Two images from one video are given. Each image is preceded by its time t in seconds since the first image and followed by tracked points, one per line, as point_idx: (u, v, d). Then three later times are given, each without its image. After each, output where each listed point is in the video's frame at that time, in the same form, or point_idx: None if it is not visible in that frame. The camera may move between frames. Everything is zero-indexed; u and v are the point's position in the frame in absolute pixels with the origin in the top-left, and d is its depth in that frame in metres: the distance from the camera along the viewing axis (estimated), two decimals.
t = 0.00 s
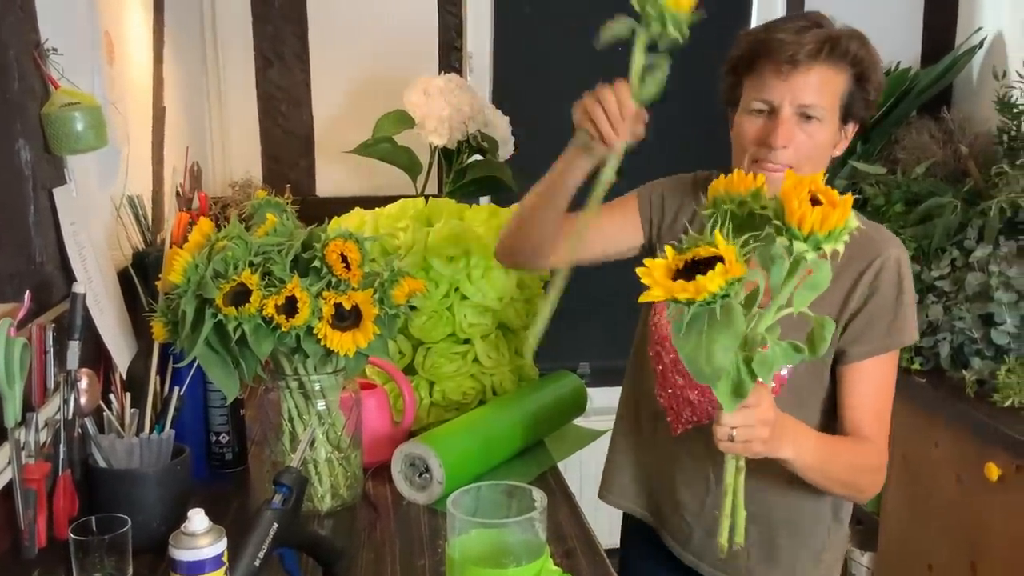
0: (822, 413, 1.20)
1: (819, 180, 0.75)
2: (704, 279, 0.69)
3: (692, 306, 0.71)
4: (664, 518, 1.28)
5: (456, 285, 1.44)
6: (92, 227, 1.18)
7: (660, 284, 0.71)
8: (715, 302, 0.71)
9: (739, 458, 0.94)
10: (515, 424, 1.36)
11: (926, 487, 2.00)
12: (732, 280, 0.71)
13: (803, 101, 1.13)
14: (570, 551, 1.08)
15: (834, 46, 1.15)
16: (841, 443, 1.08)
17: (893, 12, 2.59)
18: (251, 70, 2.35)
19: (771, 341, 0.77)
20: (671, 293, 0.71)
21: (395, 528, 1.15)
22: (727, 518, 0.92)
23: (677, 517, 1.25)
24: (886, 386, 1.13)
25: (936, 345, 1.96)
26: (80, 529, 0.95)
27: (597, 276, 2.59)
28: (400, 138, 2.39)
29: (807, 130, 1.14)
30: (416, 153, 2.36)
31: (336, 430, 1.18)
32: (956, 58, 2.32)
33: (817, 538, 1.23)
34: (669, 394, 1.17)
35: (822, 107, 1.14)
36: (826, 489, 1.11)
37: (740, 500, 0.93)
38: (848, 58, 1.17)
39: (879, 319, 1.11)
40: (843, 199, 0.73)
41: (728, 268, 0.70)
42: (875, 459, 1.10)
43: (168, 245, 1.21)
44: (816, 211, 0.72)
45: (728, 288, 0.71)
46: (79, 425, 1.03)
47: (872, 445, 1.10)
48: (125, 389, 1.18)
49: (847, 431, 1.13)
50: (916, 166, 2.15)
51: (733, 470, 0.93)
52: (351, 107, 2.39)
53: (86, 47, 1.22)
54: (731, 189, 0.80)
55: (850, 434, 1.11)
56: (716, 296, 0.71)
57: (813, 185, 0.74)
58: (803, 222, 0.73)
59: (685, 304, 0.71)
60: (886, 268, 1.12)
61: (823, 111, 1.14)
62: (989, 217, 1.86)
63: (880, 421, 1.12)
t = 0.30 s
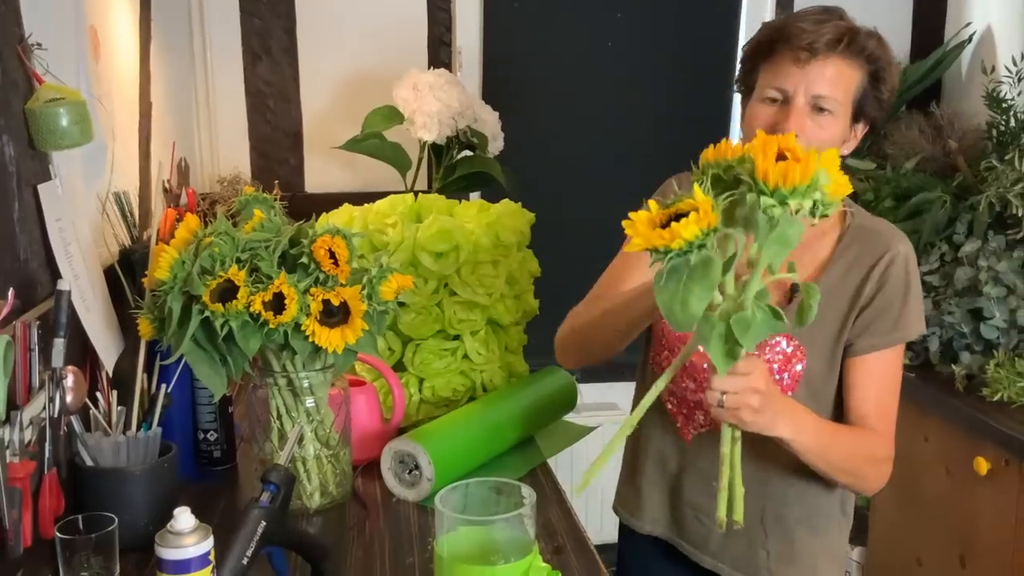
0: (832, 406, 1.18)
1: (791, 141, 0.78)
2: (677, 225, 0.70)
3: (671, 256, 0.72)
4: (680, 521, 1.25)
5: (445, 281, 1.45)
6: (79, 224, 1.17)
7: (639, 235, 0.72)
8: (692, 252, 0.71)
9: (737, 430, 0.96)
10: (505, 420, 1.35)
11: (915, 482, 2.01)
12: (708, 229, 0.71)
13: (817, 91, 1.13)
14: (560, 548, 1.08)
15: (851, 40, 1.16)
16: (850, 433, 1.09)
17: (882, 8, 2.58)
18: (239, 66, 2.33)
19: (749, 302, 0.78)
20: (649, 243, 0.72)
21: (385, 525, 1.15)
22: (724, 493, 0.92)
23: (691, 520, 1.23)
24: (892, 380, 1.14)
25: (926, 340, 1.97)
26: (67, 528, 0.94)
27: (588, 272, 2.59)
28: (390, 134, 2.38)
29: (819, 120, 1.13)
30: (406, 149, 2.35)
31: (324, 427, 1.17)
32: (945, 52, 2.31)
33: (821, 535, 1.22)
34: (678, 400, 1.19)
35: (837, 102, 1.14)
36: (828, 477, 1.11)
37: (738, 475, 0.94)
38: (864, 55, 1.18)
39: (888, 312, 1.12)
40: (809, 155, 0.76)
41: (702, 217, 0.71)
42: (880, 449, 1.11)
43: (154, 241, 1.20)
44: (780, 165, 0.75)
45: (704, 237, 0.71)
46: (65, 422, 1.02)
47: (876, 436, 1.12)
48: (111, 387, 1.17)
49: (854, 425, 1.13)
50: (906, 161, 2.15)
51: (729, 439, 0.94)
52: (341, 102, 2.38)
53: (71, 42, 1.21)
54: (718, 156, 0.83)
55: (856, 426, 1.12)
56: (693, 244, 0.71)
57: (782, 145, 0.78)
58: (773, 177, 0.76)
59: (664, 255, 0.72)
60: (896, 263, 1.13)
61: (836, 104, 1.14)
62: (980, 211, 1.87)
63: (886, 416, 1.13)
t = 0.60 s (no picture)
0: (831, 404, 1.18)
1: (796, 112, 0.80)
2: (714, 206, 0.74)
3: (705, 238, 0.75)
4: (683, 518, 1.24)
5: (439, 276, 1.44)
6: (69, 219, 1.16)
7: (670, 219, 0.75)
8: (726, 230, 0.75)
9: (731, 421, 0.99)
10: (499, 417, 1.35)
11: (908, 477, 2.02)
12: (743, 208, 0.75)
13: (821, 93, 1.13)
14: (554, 544, 1.08)
15: (859, 40, 1.15)
16: (846, 431, 1.09)
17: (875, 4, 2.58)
18: (231, 61, 2.32)
19: (755, 286, 0.82)
20: (683, 226, 0.75)
21: (378, 521, 1.14)
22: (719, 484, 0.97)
23: (694, 524, 1.23)
24: (892, 379, 1.14)
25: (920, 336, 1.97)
26: (58, 525, 0.93)
27: (581, 267, 2.58)
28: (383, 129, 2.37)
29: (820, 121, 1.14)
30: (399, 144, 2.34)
31: (317, 423, 1.17)
32: (937, 48, 2.30)
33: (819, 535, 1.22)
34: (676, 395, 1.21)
35: (843, 103, 1.14)
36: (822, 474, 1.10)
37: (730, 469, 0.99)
38: (872, 54, 1.17)
39: (889, 312, 1.12)
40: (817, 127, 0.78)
41: (737, 196, 0.74)
42: (877, 448, 1.11)
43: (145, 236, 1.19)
44: (789, 134, 0.78)
45: (738, 215, 0.75)
46: (55, 419, 1.01)
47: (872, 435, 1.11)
48: (102, 383, 1.16)
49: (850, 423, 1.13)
50: (900, 157, 2.15)
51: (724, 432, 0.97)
52: (333, 97, 2.37)
53: (62, 36, 1.21)
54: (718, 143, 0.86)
55: (853, 424, 1.12)
56: (728, 223, 0.75)
57: (790, 116, 0.80)
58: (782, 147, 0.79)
59: (697, 237, 0.75)
60: (900, 262, 1.13)
61: (841, 106, 1.14)
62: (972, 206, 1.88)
63: (884, 414, 1.13)
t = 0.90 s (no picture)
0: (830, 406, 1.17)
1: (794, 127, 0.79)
2: (690, 220, 0.74)
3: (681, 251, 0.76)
4: (683, 515, 1.25)
5: (435, 274, 1.43)
6: (63, 217, 1.16)
7: (648, 230, 0.75)
8: (703, 245, 0.76)
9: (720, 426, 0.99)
10: (496, 417, 1.35)
11: (904, 476, 2.02)
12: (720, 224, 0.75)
13: (819, 94, 1.13)
14: (550, 542, 1.07)
15: (857, 40, 1.15)
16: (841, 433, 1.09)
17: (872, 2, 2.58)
18: (227, 58, 2.31)
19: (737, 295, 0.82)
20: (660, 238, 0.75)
21: (373, 520, 1.14)
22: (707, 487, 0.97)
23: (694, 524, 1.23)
24: (890, 381, 1.13)
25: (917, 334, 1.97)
26: (52, 524, 0.93)
27: (578, 266, 2.58)
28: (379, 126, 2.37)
29: (816, 123, 1.14)
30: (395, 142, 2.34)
31: (313, 422, 1.16)
32: (934, 46, 2.30)
33: (818, 534, 1.21)
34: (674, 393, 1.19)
35: (839, 104, 1.14)
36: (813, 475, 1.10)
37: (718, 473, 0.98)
38: (870, 53, 1.17)
39: (888, 312, 1.12)
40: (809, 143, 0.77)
41: (715, 212, 0.75)
42: (872, 451, 1.11)
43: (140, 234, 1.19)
44: (778, 151, 0.77)
45: (716, 230, 0.75)
46: (49, 417, 1.01)
47: (868, 438, 1.11)
48: (96, 381, 1.16)
49: (848, 425, 1.12)
50: (896, 155, 2.15)
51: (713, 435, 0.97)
52: (329, 94, 2.36)
53: (56, 33, 1.20)
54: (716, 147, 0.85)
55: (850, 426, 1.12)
56: (704, 238, 0.75)
57: (784, 130, 0.78)
58: (771, 161, 0.78)
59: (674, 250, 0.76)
60: (901, 261, 1.13)
61: (839, 108, 1.14)
62: (970, 206, 1.88)
63: (881, 416, 1.13)
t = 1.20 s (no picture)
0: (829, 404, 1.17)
1: (755, 119, 0.81)
2: (671, 209, 0.76)
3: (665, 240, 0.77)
4: (685, 521, 1.25)
5: (434, 274, 1.43)
6: (62, 217, 1.16)
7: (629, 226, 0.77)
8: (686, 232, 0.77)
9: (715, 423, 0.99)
10: (496, 416, 1.35)
11: (903, 476, 2.02)
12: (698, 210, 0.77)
13: (810, 92, 1.13)
14: (549, 542, 1.07)
15: (847, 38, 1.15)
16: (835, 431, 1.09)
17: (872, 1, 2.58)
18: (227, 58, 2.31)
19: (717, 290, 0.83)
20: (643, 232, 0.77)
21: (373, 520, 1.14)
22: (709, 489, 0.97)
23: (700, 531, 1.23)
24: (886, 378, 1.13)
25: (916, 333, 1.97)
26: (51, 524, 0.93)
27: (577, 265, 2.58)
28: (378, 126, 2.37)
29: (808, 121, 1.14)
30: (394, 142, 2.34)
31: (312, 422, 1.17)
32: (933, 46, 2.30)
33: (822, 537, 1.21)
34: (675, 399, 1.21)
35: (830, 100, 1.14)
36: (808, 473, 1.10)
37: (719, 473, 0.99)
38: (862, 49, 1.17)
39: (884, 310, 1.12)
40: (771, 129, 0.80)
41: (691, 197, 0.77)
42: (868, 448, 1.11)
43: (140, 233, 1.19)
44: (740, 141, 0.80)
45: (695, 216, 0.77)
46: (49, 417, 1.01)
47: (861, 436, 1.11)
48: (96, 382, 1.16)
49: (843, 423, 1.12)
50: (896, 154, 2.15)
51: (708, 433, 0.98)
52: (330, 94, 2.36)
53: (55, 33, 1.20)
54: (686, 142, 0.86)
55: (847, 424, 1.12)
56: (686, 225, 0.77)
57: (747, 124, 0.81)
58: (737, 151, 0.80)
59: (658, 241, 0.77)
60: (898, 258, 1.13)
61: (831, 106, 1.14)
62: (969, 205, 1.88)
63: (878, 414, 1.13)
